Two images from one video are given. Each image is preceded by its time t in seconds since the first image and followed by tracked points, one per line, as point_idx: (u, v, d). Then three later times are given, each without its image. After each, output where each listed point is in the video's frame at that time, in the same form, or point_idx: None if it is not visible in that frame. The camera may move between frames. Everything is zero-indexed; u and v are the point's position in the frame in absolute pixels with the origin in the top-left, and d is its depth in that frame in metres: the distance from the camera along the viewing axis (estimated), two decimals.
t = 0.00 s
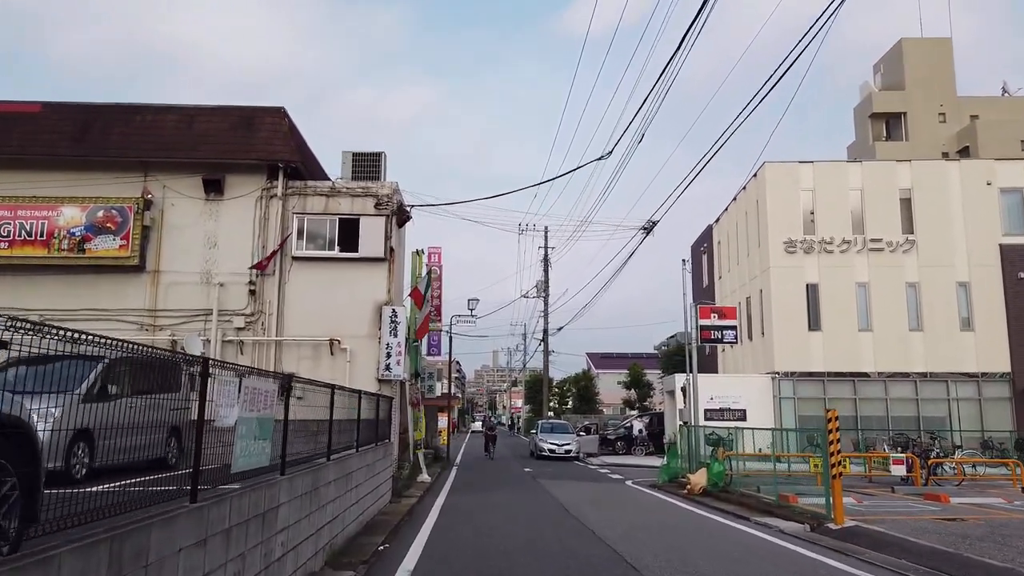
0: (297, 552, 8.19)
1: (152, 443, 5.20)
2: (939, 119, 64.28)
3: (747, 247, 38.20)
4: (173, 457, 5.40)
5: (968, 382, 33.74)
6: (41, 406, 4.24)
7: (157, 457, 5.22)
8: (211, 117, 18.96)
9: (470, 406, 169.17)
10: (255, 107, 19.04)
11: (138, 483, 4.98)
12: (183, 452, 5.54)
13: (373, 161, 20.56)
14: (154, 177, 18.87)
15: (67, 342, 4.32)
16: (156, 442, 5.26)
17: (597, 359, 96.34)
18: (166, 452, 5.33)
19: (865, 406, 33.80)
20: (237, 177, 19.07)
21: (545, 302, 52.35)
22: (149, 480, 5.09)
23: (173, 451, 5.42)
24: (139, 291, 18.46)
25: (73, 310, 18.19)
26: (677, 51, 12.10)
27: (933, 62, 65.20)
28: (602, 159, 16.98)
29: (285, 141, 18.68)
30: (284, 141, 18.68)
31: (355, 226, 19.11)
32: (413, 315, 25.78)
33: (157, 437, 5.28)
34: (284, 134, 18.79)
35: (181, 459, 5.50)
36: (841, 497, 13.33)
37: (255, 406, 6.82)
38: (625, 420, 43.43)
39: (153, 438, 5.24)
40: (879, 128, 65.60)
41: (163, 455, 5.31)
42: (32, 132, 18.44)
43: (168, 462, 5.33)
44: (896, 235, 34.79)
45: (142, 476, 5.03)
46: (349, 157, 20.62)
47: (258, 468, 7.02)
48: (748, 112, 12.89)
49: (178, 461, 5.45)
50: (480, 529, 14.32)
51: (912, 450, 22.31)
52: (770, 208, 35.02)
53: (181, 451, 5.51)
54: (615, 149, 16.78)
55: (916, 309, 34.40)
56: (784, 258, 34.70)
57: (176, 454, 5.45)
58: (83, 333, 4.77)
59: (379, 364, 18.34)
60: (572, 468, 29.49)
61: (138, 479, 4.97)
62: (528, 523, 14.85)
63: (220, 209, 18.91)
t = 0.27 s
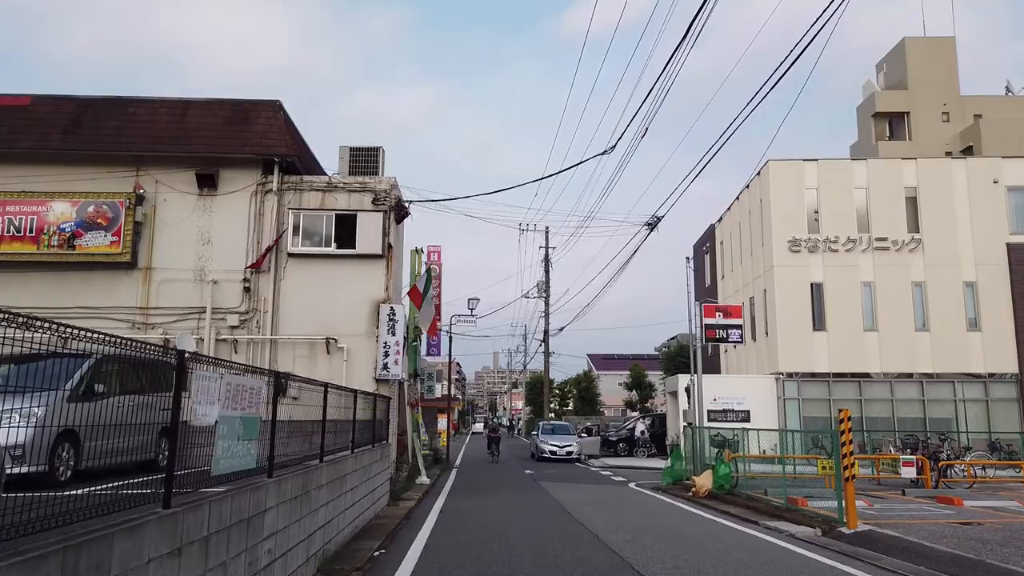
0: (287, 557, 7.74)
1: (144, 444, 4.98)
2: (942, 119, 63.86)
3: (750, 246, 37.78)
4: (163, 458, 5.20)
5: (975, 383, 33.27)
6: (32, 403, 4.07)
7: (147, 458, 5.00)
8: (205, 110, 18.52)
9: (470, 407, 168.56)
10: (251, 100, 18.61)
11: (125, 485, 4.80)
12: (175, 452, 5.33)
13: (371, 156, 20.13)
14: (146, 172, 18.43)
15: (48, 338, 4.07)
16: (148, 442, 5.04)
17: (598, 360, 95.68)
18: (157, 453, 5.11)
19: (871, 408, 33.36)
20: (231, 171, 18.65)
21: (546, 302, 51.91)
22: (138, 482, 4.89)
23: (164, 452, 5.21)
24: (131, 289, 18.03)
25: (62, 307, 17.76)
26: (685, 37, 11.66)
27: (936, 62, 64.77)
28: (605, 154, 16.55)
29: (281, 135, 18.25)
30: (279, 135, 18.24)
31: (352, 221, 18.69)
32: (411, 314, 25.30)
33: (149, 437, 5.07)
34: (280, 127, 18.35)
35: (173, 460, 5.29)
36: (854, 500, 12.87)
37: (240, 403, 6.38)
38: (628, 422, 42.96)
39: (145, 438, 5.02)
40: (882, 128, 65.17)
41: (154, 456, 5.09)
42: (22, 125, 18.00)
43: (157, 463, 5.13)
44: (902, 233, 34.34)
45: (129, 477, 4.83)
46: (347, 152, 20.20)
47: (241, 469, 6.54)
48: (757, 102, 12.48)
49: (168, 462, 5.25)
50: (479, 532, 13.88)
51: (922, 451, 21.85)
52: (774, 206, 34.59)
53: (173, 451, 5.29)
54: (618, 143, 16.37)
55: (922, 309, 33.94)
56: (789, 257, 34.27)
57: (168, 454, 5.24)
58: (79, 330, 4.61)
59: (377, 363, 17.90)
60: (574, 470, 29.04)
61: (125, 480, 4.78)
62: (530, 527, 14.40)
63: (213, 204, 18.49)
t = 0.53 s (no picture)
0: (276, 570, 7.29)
1: (136, 448, 4.69)
2: (946, 119, 63.41)
3: (754, 245, 37.35)
4: (154, 462, 4.91)
5: (982, 384, 32.79)
6: (18, 406, 3.77)
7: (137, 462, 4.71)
8: (199, 105, 18.09)
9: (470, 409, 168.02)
10: (246, 95, 18.18)
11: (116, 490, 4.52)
12: (166, 457, 5.05)
13: (369, 152, 19.70)
14: (139, 169, 18.00)
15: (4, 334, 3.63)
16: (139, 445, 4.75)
17: (599, 362, 95.19)
18: (147, 457, 4.82)
19: (877, 410, 32.90)
20: (226, 168, 18.22)
21: (547, 303, 51.46)
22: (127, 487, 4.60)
23: (155, 455, 4.92)
24: (123, 288, 17.60)
25: (52, 307, 17.32)
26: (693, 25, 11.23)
27: (940, 61, 64.30)
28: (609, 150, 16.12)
29: (277, 131, 17.82)
30: (275, 131, 17.81)
31: (350, 219, 18.26)
32: (410, 315, 24.85)
33: (141, 440, 4.77)
34: (275, 123, 17.92)
35: (164, 464, 5.02)
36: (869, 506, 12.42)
37: (223, 407, 5.95)
38: (630, 424, 42.48)
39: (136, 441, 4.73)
40: (885, 127, 64.72)
41: (144, 460, 4.80)
42: (12, 121, 17.57)
43: (147, 469, 4.84)
44: (908, 233, 33.90)
45: (120, 482, 4.55)
46: (345, 148, 19.76)
47: (225, 477, 6.10)
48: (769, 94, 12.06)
49: (159, 467, 4.96)
50: (479, 538, 13.44)
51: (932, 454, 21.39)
52: (779, 206, 34.15)
53: (163, 455, 5.02)
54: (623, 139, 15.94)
55: (929, 309, 33.49)
56: (793, 257, 33.82)
57: (158, 458, 4.96)
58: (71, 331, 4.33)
59: (375, 364, 17.46)
60: (576, 473, 28.60)
61: (116, 486, 4.49)
62: (532, 533, 13.97)
63: (208, 201, 18.06)
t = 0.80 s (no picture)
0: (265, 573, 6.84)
1: (118, 445, 4.33)
2: (950, 116, 62.91)
3: (758, 242, 36.91)
4: (144, 460, 4.66)
5: (990, 382, 32.34)
6: None
7: (128, 459, 4.46)
8: (194, 94, 17.65)
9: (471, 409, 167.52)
10: (241, 85, 17.74)
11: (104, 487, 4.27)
12: (150, 456, 4.71)
13: (367, 144, 19.26)
14: (132, 160, 17.57)
15: None
16: (130, 441, 4.50)
17: (600, 361, 94.70)
18: (138, 455, 4.56)
19: (883, 408, 32.46)
20: (221, 159, 17.79)
21: (548, 301, 51.02)
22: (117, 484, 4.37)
23: (146, 454, 4.66)
24: (115, 282, 17.17)
25: (43, 301, 16.89)
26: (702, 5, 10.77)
27: (944, 58, 63.78)
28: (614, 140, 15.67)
29: (273, 121, 17.38)
30: (271, 121, 17.38)
31: (348, 211, 17.81)
32: (410, 312, 24.40)
33: (123, 437, 4.42)
34: (271, 113, 17.48)
35: (148, 463, 4.69)
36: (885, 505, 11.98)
37: (205, 398, 5.50)
38: (633, 423, 42.03)
39: (127, 436, 4.47)
40: (888, 124, 64.21)
41: (127, 459, 4.46)
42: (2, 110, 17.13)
43: (139, 466, 4.59)
44: (915, 229, 33.44)
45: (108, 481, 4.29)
46: (343, 140, 19.32)
47: (208, 474, 5.64)
48: (779, 79, 11.65)
49: (150, 465, 4.72)
50: (481, 538, 13.01)
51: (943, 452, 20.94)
52: (783, 201, 33.70)
53: (155, 454, 4.77)
54: (628, 129, 15.50)
55: (935, 306, 33.04)
56: (798, 253, 33.36)
57: (142, 458, 4.62)
58: (65, 321, 4.10)
59: (374, 360, 17.02)
60: (579, 472, 28.16)
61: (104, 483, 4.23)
62: (535, 533, 13.52)
63: (202, 193, 17.62)
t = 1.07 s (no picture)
0: None
1: (80, 451, 3.90)
2: (954, 114, 62.45)
3: (762, 240, 36.48)
4: (116, 465, 4.23)
5: (998, 382, 31.92)
6: None
7: (94, 467, 4.04)
8: (187, 87, 17.23)
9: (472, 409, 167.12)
10: (236, 77, 17.31)
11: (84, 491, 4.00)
12: (118, 462, 4.26)
13: (365, 138, 18.84)
14: (124, 154, 17.14)
15: None
16: (97, 446, 4.07)
17: (601, 361, 94.31)
18: (109, 460, 4.15)
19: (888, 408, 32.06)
20: (215, 154, 17.37)
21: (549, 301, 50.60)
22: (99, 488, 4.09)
23: (116, 457, 4.22)
24: (107, 279, 16.76)
25: (33, 299, 16.47)
26: None
27: (948, 55, 63.30)
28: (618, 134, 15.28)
29: (269, 114, 16.97)
30: (267, 114, 16.97)
31: (345, 206, 17.40)
32: (410, 310, 23.96)
33: (87, 443, 3.99)
34: (267, 105, 17.07)
35: (117, 470, 4.25)
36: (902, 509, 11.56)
37: (183, 398, 5.07)
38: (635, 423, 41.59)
39: (92, 441, 4.04)
40: (892, 123, 63.74)
41: (93, 467, 4.03)
42: None
43: (108, 472, 4.17)
44: (921, 227, 33.01)
45: (88, 485, 4.00)
46: (340, 134, 18.91)
47: (187, 480, 5.21)
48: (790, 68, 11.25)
49: (121, 471, 4.30)
50: (481, 543, 12.60)
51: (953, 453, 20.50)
52: (788, 199, 33.25)
53: (126, 458, 4.34)
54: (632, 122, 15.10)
55: (942, 305, 32.61)
56: (803, 252, 32.92)
57: (111, 464, 4.19)
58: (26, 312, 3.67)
59: (372, 359, 16.60)
60: (581, 474, 27.74)
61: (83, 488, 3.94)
62: (537, 537, 13.11)
63: (196, 188, 17.20)
